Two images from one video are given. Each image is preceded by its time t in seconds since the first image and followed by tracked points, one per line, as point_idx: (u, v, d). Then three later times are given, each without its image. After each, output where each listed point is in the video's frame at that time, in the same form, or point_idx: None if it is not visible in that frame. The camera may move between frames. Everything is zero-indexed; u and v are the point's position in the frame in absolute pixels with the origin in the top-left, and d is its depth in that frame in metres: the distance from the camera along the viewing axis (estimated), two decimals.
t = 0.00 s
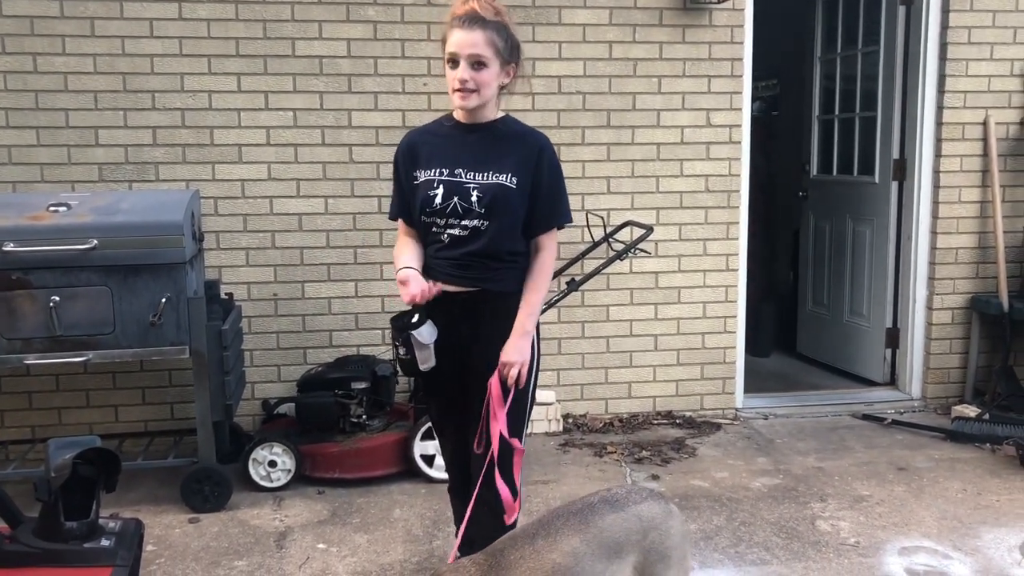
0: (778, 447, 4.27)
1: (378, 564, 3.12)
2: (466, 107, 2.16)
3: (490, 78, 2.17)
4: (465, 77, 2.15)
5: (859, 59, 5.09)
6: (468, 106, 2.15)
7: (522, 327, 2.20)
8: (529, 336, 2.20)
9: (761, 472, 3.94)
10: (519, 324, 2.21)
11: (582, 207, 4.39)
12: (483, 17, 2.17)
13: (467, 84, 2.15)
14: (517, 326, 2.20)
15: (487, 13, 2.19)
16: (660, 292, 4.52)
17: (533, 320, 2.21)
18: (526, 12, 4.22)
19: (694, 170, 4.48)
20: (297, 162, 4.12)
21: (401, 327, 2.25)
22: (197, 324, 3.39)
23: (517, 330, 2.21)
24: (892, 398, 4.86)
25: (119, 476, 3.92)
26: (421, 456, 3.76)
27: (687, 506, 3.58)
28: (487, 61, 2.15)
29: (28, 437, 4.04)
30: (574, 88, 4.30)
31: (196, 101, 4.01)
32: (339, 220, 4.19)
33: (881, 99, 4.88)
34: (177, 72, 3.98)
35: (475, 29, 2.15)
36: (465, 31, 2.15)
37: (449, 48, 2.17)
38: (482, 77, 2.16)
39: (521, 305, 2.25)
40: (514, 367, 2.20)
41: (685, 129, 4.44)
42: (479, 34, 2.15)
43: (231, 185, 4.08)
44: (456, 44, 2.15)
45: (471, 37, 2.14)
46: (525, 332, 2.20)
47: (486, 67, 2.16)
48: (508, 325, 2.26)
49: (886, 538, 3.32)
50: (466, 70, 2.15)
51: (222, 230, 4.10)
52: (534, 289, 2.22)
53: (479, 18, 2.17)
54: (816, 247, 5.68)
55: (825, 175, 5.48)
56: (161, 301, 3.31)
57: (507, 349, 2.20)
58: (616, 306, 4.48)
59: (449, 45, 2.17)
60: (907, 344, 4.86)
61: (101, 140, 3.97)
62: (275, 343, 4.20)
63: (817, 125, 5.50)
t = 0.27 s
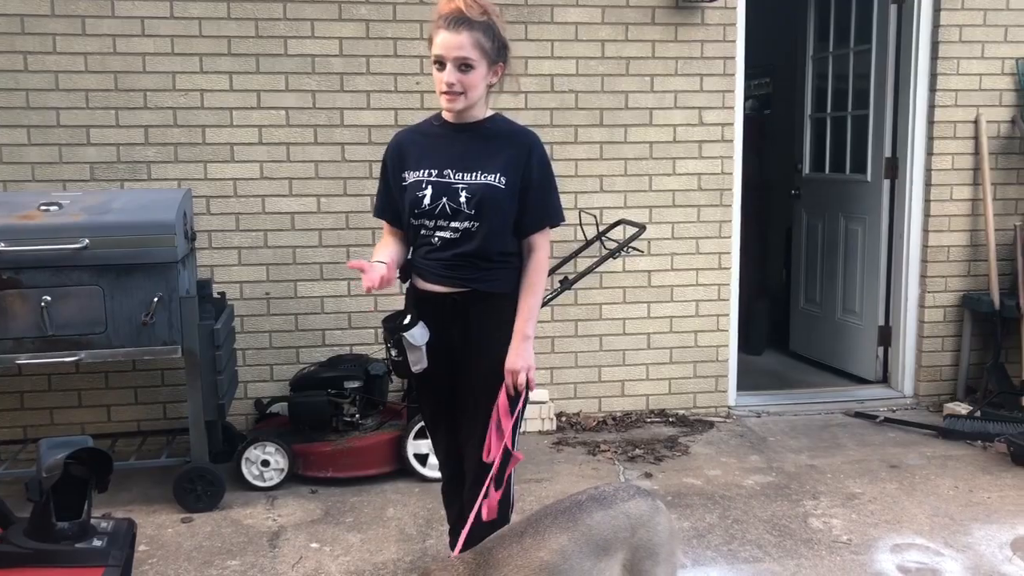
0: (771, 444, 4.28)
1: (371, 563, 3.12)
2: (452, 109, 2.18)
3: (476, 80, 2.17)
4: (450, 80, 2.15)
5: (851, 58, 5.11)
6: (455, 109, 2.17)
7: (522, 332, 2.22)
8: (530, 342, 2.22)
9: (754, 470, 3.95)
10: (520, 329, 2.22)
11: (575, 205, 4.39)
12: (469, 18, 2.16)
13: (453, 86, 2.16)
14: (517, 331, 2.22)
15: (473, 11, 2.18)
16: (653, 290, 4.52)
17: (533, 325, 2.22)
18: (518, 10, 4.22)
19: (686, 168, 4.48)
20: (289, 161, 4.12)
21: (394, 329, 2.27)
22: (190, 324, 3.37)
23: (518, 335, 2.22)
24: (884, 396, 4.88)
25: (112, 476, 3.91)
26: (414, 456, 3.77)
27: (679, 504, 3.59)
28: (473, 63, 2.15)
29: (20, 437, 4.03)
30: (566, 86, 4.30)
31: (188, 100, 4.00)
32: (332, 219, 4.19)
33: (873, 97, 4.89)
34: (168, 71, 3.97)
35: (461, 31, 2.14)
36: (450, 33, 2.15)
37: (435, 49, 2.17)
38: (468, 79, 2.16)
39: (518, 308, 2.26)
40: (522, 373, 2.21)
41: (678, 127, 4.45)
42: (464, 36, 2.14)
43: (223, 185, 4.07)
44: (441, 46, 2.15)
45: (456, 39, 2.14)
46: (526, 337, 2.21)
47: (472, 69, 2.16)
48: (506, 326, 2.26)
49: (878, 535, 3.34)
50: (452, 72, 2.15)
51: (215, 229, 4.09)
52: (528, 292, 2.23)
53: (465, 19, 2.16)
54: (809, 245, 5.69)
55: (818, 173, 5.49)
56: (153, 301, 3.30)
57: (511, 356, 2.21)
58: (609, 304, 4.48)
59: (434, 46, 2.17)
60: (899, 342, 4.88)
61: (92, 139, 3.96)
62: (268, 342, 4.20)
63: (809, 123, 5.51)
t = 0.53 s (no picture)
0: (764, 444, 4.29)
1: (365, 564, 3.13)
2: (442, 109, 2.18)
3: (467, 82, 2.18)
4: (444, 79, 2.15)
5: (842, 58, 5.13)
6: (445, 109, 2.17)
7: (513, 334, 2.21)
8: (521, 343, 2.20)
9: (747, 469, 3.96)
10: (510, 331, 2.21)
11: (568, 206, 4.39)
12: (467, 20, 2.17)
13: (446, 86, 2.16)
14: (508, 333, 2.21)
15: (471, 13, 2.19)
16: (646, 290, 4.53)
17: (523, 327, 2.22)
18: (510, 11, 4.23)
19: (679, 169, 4.49)
20: (282, 162, 4.11)
21: (386, 333, 2.27)
22: (182, 325, 3.38)
23: (508, 337, 2.21)
24: (877, 395, 4.90)
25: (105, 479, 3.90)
26: (408, 457, 3.76)
27: (673, 504, 3.60)
28: (467, 66, 2.17)
29: (13, 440, 4.02)
30: (558, 87, 4.31)
31: (180, 102, 4.00)
32: (324, 220, 4.19)
33: (864, 97, 4.91)
34: (160, 73, 3.97)
35: (459, 32, 2.15)
36: (449, 33, 2.15)
37: (431, 47, 2.16)
38: (460, 81, 2.17)
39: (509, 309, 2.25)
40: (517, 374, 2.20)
41: (670, 127, 4.46)
42: (462, 38, 2.15)
43: (215, 187, 4.07)
44: (438, 44, 2.15)
45: (455, 40, 2.15)
46: (517, 338, 2.20)
47: (465, 72, 2.17)
48: (497, 327, 2.26)
49: (871, 533, 3.35)
50: (446, 72, 2.16)
51: (207, 231, 4.09)
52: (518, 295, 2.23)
53: (463, 20, 2.17)
54: (801, 244, 5.71)
55: (809, 173, 5.51)
56: (146, 303, 3.30)
57: (503, 358, 2.21)
58: (602, 304, 4.49)
59: (431, 44, 2.17)
60: (891, 341, 4.89)
61: (84, 141, 3.95)
62: (261, 344, 4.19)
63: (801, 123, 5.53)
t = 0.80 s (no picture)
0: (762, 445, 4.29)
1: (364, 569, 3.12)
2: (434, 111, 2.18)
3: (460, 84, 2.18)
4: (435, 81, 2.16)
5: (837, 60, 5.14)
6: (437, 111, 2.17)
7: (510, 339, 2.21)
8: (519, 348, 2.21)
9: (745, 471, 3.97)
10: (507, 336, 2.22)
11: (565, 209, 4.40)
12: (458, 21, 2.18)
13: (437, 87, 2.17)
14: (504, 338, 2.21)
15: (462, 16, 2.21)
16: (643, 293, 4.54)
17: (521, 331, 2.22)
18: (506, 15, 4.23)
19: (675, 171, 4.50)
20: (278, 167, 4.12)
21: (383, 339, 2.27)
22: (180, 330, 3.37)
23: (505, 342, 2.22)
24: (874, 396, 4.90)
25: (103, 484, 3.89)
26: (406, 460, 3.77)
27: (672, 506, 3.60)
28: (458, 67, 2.17)
29: (11, 446, 4.02)
30: (554, 90, 4.32)
31: (176, 106, 4.00)
32: (321, 224, 4.19)
33: (859, 99, 4.92)
34: (157, 78, 3.97)
35: (449, 33, 2.16)
36: (439, 34, 2.16)
37: (421, 49, 2.17)
38: (452, 82, 2.17)
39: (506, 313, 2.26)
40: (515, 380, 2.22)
41: (666, 130, 4.46)
42: (452, 39, 2.16)
43: (212, 191, 4.07)
44: (428, 47, 2.16)
45: (444, 41, 2.15)
46: (513, 343, 2.21)
47: (457, 73, 2.17)
48: (495, 332, 2.26)
49: (869, 534, 3.35)
50: (437, 74, 2.16)
51: (204, 235, 4.09)
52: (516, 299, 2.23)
53: (453, 22, 2.18)
54: (798, 246, 5.72)
55: (806, 175, 5.52)
56: (144, 307, 3.30)
57: (501, 364, 2.22)
58: (599, 307, 4.50)
59: (421, 47, 2.17)
60: (888, 343, 4.90)
61: (81, 146, 3.95)
62: (259, 348, 4.19)
63: (797, 125, 5.54)
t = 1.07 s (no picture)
0: (763, 447, 4.29)
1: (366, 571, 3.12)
2: (437, 119, 2.19)
3: (461, 91, 2.18)
4: (437, 89, 2.15)
5: (838, 62, 5.14)
6: (440, 119, 2.18)
7: (511, 341, 2.20)
8: (519, 350, 2.20)
9: (747, 473, 3.96)
10: (507, 339, 2.21)
11: (566, 211, 4.40)
12: (458, 27, 2.17)
13: (439, 96, 2.16)
14: (505, 341, 2.20)
15: (460, 19, 2.19)
16: (645, 295, 4.54)
17: (521, 334, 2.21)
18: (507, 17, 4.23)
19: (676, 173, 4.50)
20: (280, 169, 4.12)
21: (383, 342, 2.26)
22: (182, 332, 3.37)
23: (506, 345, 2.21)
24: (875, 398, 4.90)
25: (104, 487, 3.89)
26: (407, 462, 3.77)
27: (673, 508, 3.60)
28: (460, 74, 2.17)
29: (12, 449, 4.01)
30: (555, 92, 4.32)
31: (177, 109, 4.00)
32: (323, 226, 4.19)
33: (860, 101, 4.92)
34: (158, 80, 3.97)
35: (450, 40, 2.15)
36: (439, 41, 2.14)
37: (421, 56, 2.16)
38: (454, 90, 2.17)
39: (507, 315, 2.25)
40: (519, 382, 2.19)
41: (667, 132, 4.46)
42: (452, 46, 2.14)
43: (213, 194, 4.07)
44: (429, 54, 2.15)
45: (445, 48, 2.14)
46: (514, 345, 2.19)
47: (459, 80, 2.17)
48: (496, 335, 2.26)
49: (871, 536, 3.35)
50: (439, 82, 2.16)
51: (206, 238, 4.09)
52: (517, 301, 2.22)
53: (453, 27, 2.16)
54: (798, 248, 5.72)
55: (807, 177, 5.52)
56: (145, 310, 3.30)
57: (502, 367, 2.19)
58: (600, 309, 4.49)
59: (421, 54, 2.16)
60: (889, 344, 4.90)
61: (82, 149, 3.95)
62: (260, 351, 4.19)
63: (798, 127, 5.54)
